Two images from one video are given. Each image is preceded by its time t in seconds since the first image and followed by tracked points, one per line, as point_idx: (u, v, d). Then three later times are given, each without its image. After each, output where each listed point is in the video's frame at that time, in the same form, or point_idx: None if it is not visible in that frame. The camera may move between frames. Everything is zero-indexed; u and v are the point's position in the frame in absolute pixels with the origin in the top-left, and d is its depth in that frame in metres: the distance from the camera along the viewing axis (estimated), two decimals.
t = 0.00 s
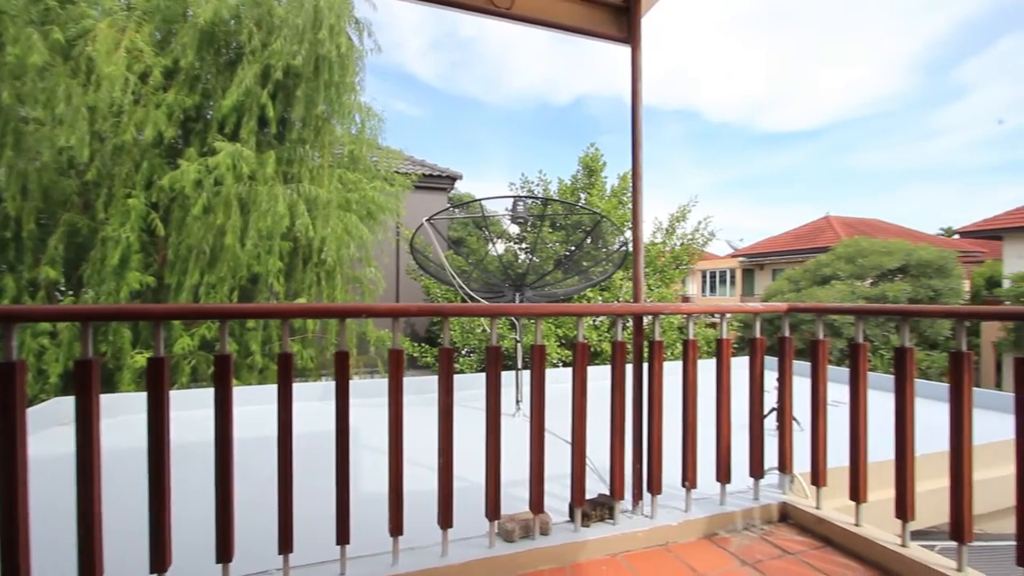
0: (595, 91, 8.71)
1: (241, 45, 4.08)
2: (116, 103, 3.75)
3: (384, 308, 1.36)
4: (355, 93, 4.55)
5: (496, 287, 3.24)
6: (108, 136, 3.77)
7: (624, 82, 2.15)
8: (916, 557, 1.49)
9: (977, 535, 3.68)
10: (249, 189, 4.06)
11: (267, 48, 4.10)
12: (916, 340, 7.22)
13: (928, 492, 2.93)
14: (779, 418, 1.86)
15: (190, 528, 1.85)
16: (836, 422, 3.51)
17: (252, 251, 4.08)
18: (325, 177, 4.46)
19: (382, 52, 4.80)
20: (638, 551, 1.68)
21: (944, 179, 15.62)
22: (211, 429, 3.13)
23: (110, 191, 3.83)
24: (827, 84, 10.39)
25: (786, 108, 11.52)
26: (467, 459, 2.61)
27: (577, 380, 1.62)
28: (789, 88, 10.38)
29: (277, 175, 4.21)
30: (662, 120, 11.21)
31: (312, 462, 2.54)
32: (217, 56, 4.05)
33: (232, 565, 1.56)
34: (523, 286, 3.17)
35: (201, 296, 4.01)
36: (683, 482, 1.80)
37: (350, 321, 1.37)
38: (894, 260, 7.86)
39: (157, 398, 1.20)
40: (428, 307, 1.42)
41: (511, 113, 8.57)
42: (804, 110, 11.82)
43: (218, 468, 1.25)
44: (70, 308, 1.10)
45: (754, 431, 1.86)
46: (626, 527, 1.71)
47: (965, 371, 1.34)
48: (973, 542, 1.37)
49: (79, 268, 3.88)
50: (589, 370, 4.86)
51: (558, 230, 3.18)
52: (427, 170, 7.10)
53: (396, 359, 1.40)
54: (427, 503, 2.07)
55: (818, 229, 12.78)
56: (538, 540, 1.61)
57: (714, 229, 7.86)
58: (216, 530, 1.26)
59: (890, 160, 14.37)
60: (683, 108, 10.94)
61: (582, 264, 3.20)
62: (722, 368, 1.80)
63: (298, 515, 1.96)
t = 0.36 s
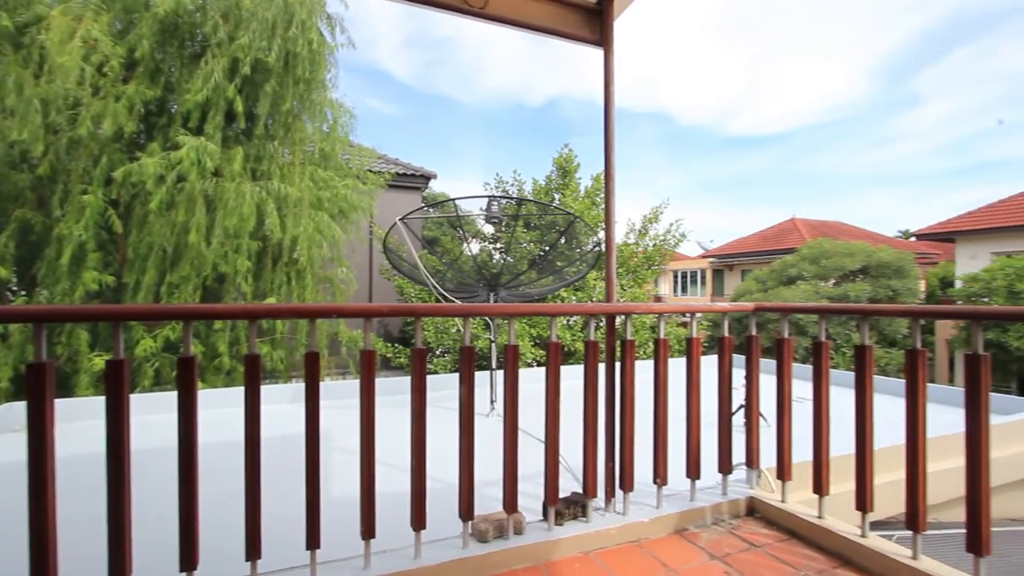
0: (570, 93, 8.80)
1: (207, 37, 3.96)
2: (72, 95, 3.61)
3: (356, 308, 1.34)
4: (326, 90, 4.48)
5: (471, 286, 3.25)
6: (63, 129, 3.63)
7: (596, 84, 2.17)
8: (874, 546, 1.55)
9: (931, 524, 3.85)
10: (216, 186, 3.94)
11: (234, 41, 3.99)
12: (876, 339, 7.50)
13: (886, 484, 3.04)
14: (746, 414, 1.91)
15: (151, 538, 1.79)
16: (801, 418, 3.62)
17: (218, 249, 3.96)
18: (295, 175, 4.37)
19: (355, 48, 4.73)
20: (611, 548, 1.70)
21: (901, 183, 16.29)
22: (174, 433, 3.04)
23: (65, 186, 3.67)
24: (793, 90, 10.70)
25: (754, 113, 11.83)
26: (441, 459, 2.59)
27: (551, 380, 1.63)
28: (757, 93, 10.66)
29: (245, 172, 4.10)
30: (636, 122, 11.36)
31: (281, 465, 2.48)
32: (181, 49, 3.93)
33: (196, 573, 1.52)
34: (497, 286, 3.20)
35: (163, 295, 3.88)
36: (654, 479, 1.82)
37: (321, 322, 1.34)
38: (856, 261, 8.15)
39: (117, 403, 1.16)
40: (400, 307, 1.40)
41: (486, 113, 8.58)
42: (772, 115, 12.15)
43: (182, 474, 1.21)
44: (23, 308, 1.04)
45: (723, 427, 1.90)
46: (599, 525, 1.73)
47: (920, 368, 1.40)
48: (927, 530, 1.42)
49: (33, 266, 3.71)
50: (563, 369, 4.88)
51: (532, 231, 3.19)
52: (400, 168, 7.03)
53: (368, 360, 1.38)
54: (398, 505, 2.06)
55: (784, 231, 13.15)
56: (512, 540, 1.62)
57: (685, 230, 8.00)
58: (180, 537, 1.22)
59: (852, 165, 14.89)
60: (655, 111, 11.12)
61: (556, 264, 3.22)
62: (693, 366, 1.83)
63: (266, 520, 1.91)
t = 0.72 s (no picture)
0: (545, 94, 8.84)
1: (172, 29, 3.84)
2: (26, 87, 3.47)
3: (327, 308, 1.32)
4: (298, 86, 4.38)
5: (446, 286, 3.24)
6: (17, 122, 3.48)
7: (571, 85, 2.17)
8: (838, 538, 1.60)
9: (890, 515, 4.01)
10: (183, 182, 3.82)
11: (202, 34, 3.88)
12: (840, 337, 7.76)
13: (848, 478, 3.15)
14: (716, 411, 1.95)
15: (111, 549, 1.72)
16: (769, 414, 3.72)
17: (184, 248, 3.84)
18: (267, 172, 4.26)
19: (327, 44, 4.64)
20: (585, 545, 1.71)
21: (864, 187, 16.88)
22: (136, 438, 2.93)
23: (18, 181, 3.52)
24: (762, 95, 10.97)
25: (725, 117, 12.09)
26: (414, 461, 2.57)
27: (525, 380, 1.64)
28: (728, 98, 10.90)
29: (214, 169, 3.98)
30: (610, 123, 11.48)
31: (249, 470, 2.42)
32: (143, 40, 3.80)
33: None
34: (471, 286, 3.16)
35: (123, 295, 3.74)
36: (628, 476, 1.85)
37: (290, 323, 1.32)
38: (821, 262, 8.41)
39: (75, 407, 1.11)
40: (374, 307, 1.38)
41: (462, 113, 8.57)
42: (742, 119, 12.44)
43: (144, 480, 1.17)
44: None
45: (694, 424, 1.94)
46: (573, 523, 1.74)
47: (880, 365, 1.45)
48: (887, 521, 1.48)
49: None
50: (538, 369, 4.90)
51: (508, 231, 3.18)
52: (374, 167, 6.95)
53: (340, 361, 1.36)
54: (372, 507, 2.03)
55: (754, 232, 13.49)
56: (487, 540, 1.61)
57: (658, 231, 8.11)
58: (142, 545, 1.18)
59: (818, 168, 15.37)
60: (629, 114, 11.25)
61: (531, 264, 3.21)
62: (665, 365, 1.87)
63: (234, 525, 1.86)
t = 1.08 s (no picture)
0: (523, 95, 8.86)
1: (137, 21, 3.74)
2: None
3: (301, 308, 1.29)
4: (269, 82, 4.28)
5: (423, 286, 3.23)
6: None
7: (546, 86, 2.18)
8: (806, 531, 1.64)
9: (855, 507, 4.14)
10: (148, 179, 3.70)
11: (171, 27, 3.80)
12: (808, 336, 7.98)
13: (815, 473, 3.24)
14: (689, 409, 1.98)
15: (70, 559, 1.65)
16: (740, 412, 3.80)
17: (150, 247, 3.72)
18: (237, 169, 4.12)
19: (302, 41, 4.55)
20: (561, 544, 1.72)
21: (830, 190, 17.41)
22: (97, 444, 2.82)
23: None
24: (734, 99, 11.20)
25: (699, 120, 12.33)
26: (390, 463, 2.54)
27: (501, 380, 1.63)
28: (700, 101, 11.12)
29: (183, 165, 3.85)
30: (587, 125, 11.58)
31: (219, 473, 2.36)
32: (107, 33, 3.69)
33: None
34: (448, 286, 3.19)
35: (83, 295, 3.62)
36: (603, 475, 1.87)
37: (261, 324, 1.28)
38: (790, 263, 8.64)
39: (32, 411, 1.07)
40: (348, 307, 1.36)
41: (440, 113, 8.56)
42: (715, 123, 12.69)
43: (105, 486, 1.13)
44: None
45: (668, 422, 1.96)
46: (549, 522, 1.75)
47: (845, 362, 1.50)
48: (851, 514, 1.53)
49: None
50: (515, 369, 4.90)
51: (485, 230, 3.16)
52: (349, 165, 6.85)
53: (313, 362, 1.34)
54: (346, 511, 2.00)
55: (726, 234, 13.77)
56: (462, 541, 1.60)
57: (633, 232, 8.21)
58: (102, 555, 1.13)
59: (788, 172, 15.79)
60: (606, 115, 11.37)
61: (508, 264, 3.23)
62: (640, 363, 1.89)
63: (201, 532, 1.81)
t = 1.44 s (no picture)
0: (501, 96, 8.87)
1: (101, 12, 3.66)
2: None
3: (274, 309, 1.26)
4: (241, 78, 4.17)
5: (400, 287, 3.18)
6: None
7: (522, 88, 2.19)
8: (777, 527, 1.68)
9: (824, 503, 4.25)
10: (114, 177, 3.58)
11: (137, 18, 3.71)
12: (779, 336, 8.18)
13: (784, 469, 3.32)
14: (664, 408, 2.01)
15: (25, 571, 1.58)
16: (713, 411, 3.87)
17: (116, 247, 3.60)
18: (207, 168, 4.00)
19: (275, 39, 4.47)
20: (538, 545, 1.73)
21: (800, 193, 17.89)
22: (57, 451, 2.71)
23: None
24: (708, 104, 11.42)
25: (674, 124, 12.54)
26: (365, 466, 2.51)
27: (477, 382, 1.63)
28: (675, 105, 11.31)
29: (151, 164, 3.73)
30: (564, 127, 11.66)
31: (187, 480, 2.31)
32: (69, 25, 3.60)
33: None
34: (425, 287, 3.15)
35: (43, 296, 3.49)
36: (579, 475, 1.88)
37: (232, 325, 1.25)
38: (761, 265, 8.85)
39: None
40: (322, 308, 1.33)
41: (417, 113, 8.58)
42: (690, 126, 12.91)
43: (65, 496, 1.08)
44: None
45: (643, 422, 1.99)
46: (526, 523, 1.75)
47: (813, 362, 1.54)
48: (819, 509, 1.57)
49: None
50: (492, 371, 4.90)
51: (462, 232, 3.16)
52: (324, 164, 6.71)
53: (286, 364, 1.31)
54: (319, 516, 1.97)
55: (700, 236, 14.01)
56: (439, 544, 1.59)
57: (607, 233, 8.28)
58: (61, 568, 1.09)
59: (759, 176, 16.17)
60: (583, 118, 11.47)
61: (485, 266, 3.22)
62: (616, 363, 1.91)
63: (169, 539, 1.76)
